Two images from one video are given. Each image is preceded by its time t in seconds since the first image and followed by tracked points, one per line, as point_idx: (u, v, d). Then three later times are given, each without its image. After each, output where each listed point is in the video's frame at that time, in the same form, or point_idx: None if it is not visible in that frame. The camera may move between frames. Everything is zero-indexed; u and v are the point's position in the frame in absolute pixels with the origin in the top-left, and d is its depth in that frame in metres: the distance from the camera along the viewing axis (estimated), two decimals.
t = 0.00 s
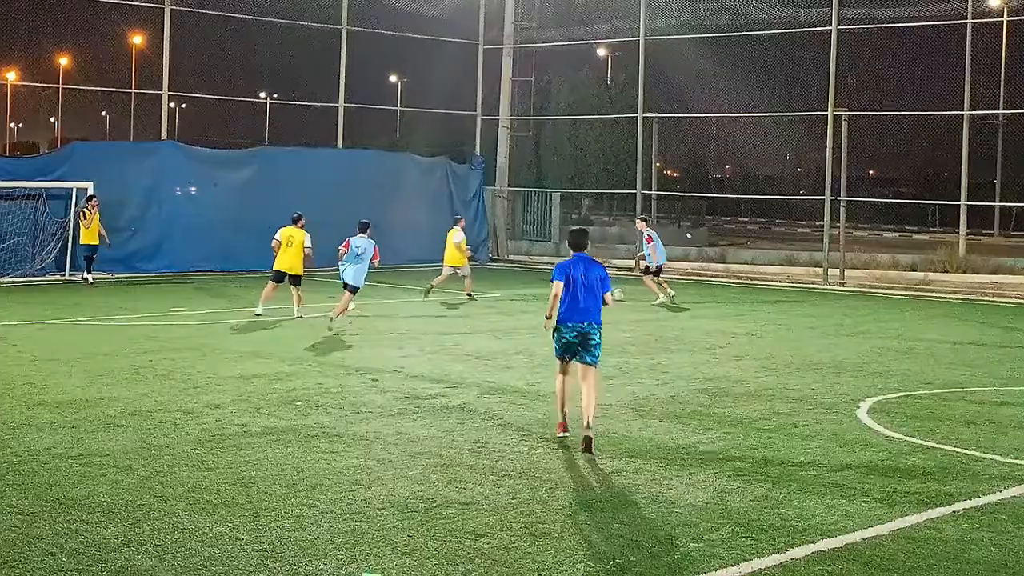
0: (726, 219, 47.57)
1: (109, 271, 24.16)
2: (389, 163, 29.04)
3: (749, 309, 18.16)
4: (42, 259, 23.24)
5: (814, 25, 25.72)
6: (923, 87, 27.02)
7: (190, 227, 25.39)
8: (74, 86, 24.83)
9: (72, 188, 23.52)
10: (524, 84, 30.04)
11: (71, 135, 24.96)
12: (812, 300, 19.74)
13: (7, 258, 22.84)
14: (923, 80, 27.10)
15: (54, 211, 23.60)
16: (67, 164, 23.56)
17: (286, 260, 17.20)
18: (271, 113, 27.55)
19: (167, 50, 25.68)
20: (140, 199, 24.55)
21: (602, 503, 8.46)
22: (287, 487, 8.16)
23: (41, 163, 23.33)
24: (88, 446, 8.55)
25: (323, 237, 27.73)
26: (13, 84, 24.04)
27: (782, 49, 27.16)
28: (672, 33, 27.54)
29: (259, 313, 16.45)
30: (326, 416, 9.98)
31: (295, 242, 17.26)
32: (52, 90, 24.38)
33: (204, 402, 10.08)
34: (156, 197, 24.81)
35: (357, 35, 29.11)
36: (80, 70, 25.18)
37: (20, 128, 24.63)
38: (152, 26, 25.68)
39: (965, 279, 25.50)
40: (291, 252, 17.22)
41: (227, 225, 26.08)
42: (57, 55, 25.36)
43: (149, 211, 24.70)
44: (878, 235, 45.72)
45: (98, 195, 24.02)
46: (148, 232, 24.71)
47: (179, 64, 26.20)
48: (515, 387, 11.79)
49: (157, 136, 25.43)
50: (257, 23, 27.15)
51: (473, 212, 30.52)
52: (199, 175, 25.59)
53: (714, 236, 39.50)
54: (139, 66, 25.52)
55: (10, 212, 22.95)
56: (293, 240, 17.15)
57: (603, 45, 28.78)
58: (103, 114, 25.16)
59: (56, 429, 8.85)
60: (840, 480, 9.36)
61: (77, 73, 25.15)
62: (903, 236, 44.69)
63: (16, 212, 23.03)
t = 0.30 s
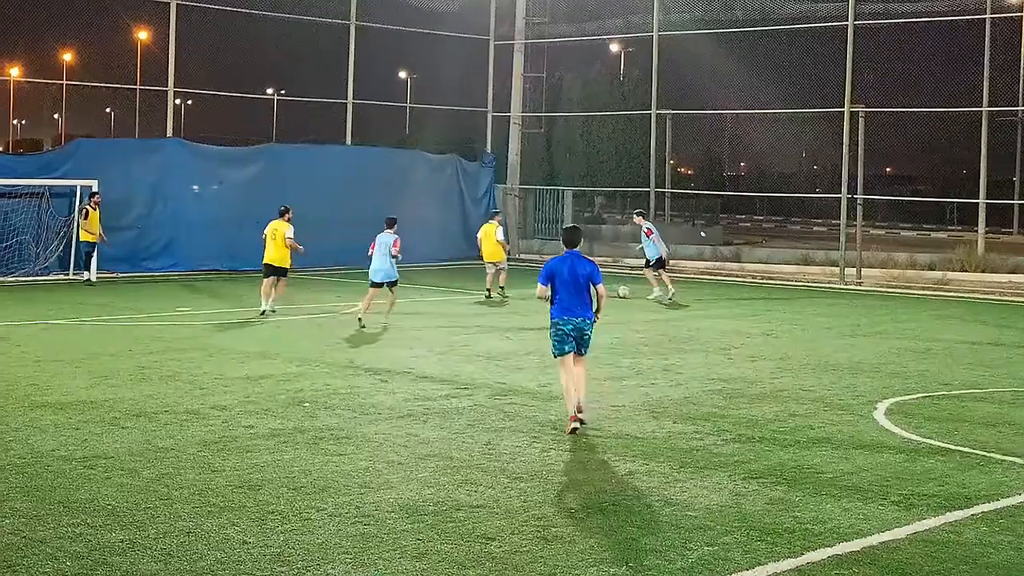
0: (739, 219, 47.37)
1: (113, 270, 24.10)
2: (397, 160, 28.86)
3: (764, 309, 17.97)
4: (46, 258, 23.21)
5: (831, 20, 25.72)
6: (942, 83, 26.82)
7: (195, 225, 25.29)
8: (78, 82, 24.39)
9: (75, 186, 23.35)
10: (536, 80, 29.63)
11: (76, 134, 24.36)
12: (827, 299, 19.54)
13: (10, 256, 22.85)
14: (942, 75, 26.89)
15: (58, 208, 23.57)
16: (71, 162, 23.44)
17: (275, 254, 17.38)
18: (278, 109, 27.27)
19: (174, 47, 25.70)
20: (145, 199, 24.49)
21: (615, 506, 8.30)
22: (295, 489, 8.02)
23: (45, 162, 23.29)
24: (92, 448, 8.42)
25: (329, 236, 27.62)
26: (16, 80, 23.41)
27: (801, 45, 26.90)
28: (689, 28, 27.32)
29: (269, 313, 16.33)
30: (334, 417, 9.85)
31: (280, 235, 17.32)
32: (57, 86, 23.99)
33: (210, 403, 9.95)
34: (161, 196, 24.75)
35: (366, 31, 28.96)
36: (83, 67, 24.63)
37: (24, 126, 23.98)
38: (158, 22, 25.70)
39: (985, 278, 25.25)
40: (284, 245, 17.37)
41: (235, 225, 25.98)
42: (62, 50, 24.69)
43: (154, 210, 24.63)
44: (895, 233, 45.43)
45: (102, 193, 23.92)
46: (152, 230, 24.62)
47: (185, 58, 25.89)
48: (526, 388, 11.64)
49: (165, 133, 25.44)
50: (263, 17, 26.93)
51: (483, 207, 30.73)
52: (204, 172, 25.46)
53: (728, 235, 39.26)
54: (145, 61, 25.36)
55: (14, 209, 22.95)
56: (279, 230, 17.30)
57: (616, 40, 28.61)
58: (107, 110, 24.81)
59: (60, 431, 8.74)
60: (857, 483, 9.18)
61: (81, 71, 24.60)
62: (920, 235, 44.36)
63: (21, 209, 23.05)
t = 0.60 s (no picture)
0: (756, 218, 47.10)
1: (120, 269, 23.97)
2: (405, 158, 28.70)
3: (781, 309, 17.77)
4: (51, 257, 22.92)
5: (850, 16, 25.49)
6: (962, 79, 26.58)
7: (203, 223, 25.15)
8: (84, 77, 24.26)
9: (82, 184, 23.31)
10: (548, 77, 29.63)
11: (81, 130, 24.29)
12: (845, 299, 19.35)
13: (16, 256, 22.53)
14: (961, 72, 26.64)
15: (63, 207, 23.36)
16: (77, 159, 23.35)
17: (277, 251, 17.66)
18: (287, 106, 27.08)
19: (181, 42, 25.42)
20: (151, 197, 24.40)
21: (630, 510, 8.13)
22: (305, 493, 7.87)
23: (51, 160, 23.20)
24: (98, 450, 8.28)
25: (336, 235, 27.48)
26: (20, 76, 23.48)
27: (818, 41, 26.67)
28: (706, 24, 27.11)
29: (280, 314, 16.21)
30: (344, 419, 9.72)
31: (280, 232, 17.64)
32: (62, 82, 23.89)
33: (219, 405, 9.82)
34: (168, 195, 24.66)
35: (377, 26, 28.65)
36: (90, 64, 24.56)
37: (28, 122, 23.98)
38: (165, 16, 25.38)
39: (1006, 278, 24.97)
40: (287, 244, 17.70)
41: (243, 224, 25.84)
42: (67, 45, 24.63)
43: (161, 209, 24.54)
44: (913, 233, 45.12)
45: (109, 191, 23.81)
46: (159, 228, 24.50)
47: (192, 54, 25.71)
48: (539, 389, 11.48)
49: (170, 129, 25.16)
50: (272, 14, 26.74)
51: (497, 207, 30.48)
52: (211, 170, 25.34)
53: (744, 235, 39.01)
54: (151, 57, 25.15)
55: (19, 207, 22.64)
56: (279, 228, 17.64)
57: (631, 36, 28.40)
58: (114, 107, 24.64)
59: (65, 433, 8.61)
60: (876, 486, 9.00)
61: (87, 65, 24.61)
62: (939, 234, 44.02)
63: (26, 207, 22.75)
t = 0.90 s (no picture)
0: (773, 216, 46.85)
1: (128, 269, 23.86)
2: (417, 156, 28.53)
3: (800, 309, 17.58)
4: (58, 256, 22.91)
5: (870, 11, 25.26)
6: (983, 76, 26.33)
7: (211, 222, 25.03)
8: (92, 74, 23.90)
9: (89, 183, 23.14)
10: (564, 73, 29.52)
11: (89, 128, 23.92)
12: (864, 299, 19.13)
13: (22, 256, 22.55)
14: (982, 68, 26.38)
15: (70, 205, 23.26)
16: (84, 156, 23.25)
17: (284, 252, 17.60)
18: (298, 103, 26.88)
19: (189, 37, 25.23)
20: (160, 196, 24.28)
21: (646, 513, 7.98)
22: (316, 496, 7.73)
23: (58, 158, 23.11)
24: (106, 453, 8.14)
25: (346, 234, 27.35)
26: (27, 72, 23.09)
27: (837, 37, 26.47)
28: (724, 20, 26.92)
29: (292, 314, 16.10)
30: (355, 421, 9.58)
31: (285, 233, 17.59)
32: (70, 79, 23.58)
33: (228, 407, 9.70)
34: (176, 194, 24.54)
35: (388, 22, 28.49)
36: (99, 59, 24.02)
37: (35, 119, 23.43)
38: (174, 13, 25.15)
39: None
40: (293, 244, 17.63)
41: (252, 223, 25.70)
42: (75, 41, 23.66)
43: (170, 208, 24.42)
44: (934, 232, 44.80)
45: (116, 189, 23.70)
46: (167, 227, 24.38)
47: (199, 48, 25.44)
48: (553, 391, 11.33)
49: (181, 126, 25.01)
50: (282, 8, 26.60)
51: (510, 205, 30.20)
52: (220, 168, 25.22)
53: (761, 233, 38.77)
54: (160, 53, 24.83)
55: (26, 207, 22.61)
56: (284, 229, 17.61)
57: (648, 31, 28.18)
58: (121, 104, 24.39)
59: (72, 436, 8.48)
60: (897, 489, 8.82)
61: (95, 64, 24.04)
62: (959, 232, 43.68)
63: (32, 206, 22.71)
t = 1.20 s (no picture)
0: (795, 216, 46.54)
1: (138, 268, 23.72)
2: (431, 154, 28.32)
3: (821, 309, 17.36)
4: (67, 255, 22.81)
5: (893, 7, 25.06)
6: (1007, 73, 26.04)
7: (223, 221, 24.86)
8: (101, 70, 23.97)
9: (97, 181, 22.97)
10: (582, 69, 29.17)
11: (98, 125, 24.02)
12: (886, 300, 18.89)
13: (30, 254, 22.48)
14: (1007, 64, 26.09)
15: (79, 202, 23.14)
16: (93, 154, 23.14)
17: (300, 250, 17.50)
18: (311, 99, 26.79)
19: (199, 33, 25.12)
20: (169, 194, 24.12)
21: (665, 517, 7.81)
22: (329, 500, 7.59)
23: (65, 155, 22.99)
24: (115, 455, 8.01)
25: (359, 234, 27.16)
26: (35, 69, 23.16)
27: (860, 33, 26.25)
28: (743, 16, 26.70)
29: (305, 315, 15.99)
30: (369, 423, 9.44)
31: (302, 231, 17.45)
32: (78, 75, 23.64)
33: (240, 409, 9.57)
34: (185, 192, 24.36)
35: (403, 17, 28.34)
36: (108, 56, 24.06)
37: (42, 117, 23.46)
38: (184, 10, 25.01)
39: None
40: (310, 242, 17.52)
41: (263, 222, 25.49)
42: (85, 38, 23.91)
43: (179, 207, 24.23)
44: (958, 232, 44.43)
45: (125, 188, 23.56)
46: (177, 226, 24.23)
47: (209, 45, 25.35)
48: (570, 393, 11.17)
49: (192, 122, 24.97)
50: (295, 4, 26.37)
51: (528, 204, 29.91)
52: (232, 167, 25.05)
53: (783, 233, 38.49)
54: (170, 50, 24.81)
55: (33, 205, 22.54)
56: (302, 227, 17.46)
57: (666, 27, 27.96)
58: (131, 101, 24.44)
59: (80, 438, 8.35)
60: (921, 492, 8.62)
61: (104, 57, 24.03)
62: (984, 232, 43.29)
63: (40, 204, 22.64)
